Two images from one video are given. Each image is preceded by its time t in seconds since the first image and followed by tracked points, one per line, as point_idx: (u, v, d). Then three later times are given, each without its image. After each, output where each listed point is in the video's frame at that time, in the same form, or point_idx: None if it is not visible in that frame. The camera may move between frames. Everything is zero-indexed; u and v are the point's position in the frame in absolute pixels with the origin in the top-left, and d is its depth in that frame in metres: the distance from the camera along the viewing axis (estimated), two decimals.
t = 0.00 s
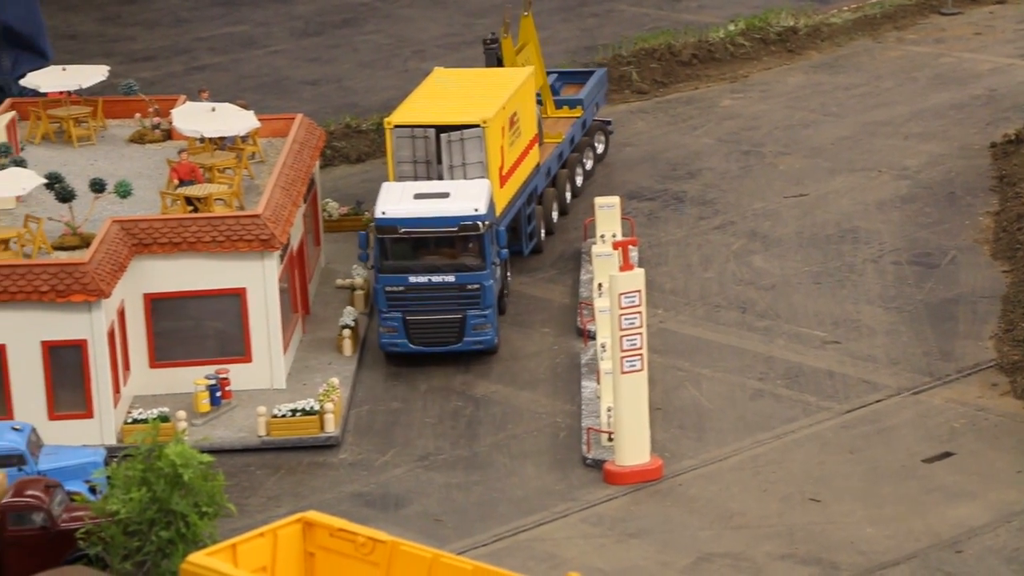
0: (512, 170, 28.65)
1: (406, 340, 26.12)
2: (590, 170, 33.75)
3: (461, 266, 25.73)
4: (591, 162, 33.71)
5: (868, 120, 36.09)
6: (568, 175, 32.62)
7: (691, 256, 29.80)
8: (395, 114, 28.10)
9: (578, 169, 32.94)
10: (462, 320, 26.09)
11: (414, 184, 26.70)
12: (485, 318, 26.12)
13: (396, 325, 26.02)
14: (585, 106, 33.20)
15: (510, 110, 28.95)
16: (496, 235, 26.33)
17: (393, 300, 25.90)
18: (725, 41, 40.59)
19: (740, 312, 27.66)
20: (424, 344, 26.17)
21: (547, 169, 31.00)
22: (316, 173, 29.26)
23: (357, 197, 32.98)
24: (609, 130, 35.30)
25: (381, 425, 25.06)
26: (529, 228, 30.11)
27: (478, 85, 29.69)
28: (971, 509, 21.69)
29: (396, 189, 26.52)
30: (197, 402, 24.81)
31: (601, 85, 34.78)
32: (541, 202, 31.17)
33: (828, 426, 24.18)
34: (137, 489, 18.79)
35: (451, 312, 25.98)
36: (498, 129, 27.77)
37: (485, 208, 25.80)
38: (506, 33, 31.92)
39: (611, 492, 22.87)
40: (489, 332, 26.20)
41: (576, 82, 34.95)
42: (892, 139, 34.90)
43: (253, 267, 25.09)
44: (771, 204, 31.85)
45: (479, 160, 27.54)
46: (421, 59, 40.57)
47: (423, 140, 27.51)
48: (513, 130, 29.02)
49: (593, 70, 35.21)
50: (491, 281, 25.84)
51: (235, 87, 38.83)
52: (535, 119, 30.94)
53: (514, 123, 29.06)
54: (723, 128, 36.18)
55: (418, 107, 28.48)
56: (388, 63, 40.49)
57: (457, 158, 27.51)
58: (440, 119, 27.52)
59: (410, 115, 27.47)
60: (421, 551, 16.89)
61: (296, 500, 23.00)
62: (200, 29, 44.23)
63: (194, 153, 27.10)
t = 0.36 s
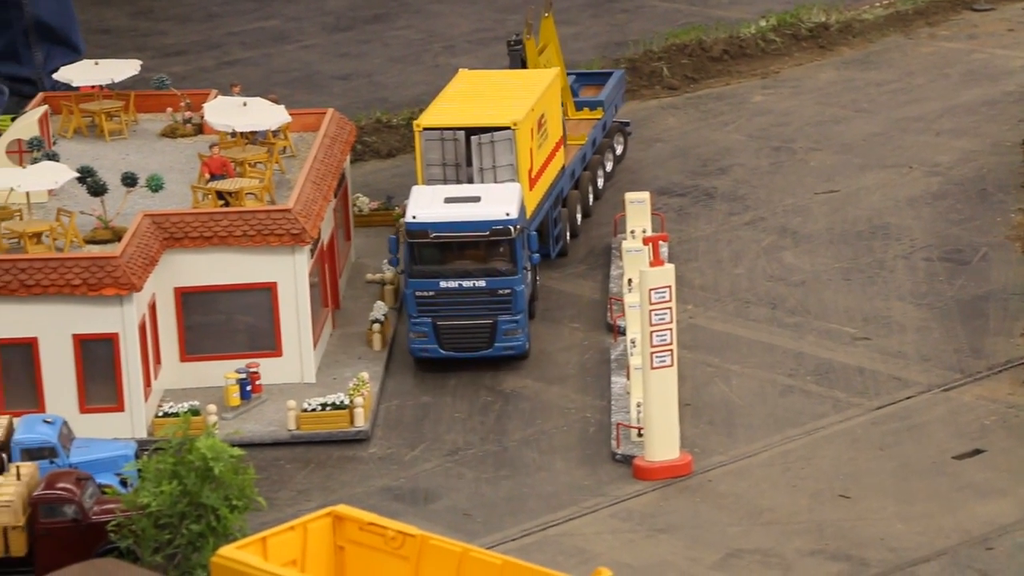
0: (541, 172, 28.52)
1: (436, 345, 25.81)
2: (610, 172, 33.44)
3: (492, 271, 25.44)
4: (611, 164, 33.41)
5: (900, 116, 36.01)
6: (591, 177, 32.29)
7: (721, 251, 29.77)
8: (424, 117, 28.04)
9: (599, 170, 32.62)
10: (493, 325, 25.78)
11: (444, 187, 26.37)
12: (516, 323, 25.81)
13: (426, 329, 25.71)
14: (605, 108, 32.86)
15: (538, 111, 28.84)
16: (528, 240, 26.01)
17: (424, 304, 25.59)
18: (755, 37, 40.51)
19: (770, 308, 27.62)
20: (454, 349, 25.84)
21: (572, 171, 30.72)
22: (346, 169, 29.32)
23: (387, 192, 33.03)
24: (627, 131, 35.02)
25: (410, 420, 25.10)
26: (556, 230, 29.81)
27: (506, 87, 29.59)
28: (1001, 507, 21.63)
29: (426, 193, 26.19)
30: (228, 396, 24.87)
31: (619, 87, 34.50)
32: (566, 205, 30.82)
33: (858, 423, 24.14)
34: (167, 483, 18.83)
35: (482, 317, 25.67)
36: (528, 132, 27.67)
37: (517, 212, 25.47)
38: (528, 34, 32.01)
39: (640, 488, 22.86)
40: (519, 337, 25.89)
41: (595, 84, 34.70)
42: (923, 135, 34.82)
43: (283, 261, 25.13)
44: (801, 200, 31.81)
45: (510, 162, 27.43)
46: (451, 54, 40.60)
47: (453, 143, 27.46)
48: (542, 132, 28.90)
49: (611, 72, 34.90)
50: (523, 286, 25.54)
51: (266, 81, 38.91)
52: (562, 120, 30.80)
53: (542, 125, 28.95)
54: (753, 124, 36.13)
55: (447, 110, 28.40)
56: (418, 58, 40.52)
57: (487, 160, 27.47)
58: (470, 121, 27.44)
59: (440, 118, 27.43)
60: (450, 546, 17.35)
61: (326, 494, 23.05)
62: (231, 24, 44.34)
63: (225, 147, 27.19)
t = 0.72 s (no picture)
0: (563, 172, 28.38)
1: (460, 349, 25.62)
2: (622, 172, 33.12)
3: (516, 274, 25.21)
4: (623, 164, 33.10)
5: (923, 109, 35.95)
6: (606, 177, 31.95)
7: (743, 245, 29.75)
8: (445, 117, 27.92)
9: (613, 170, 32.30)
10: (517, 329, 25.59)
11: (467, 189, 26.14)
12: (540, 327, 25.62)
13: (449, 333, 25.53)
14: (619, 107, 32.52)
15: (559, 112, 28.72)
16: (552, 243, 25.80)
17: (447, 308, 25.40)
18: (778, 29, 40.41)
19: (793, 302, 27.59)
20: (478, 353, 25.65)
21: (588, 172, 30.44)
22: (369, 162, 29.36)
23: (410, 185, 33.06)
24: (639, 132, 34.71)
25: (433, 413, 25.12)
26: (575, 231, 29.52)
27: (525, 87, 29.47)
28: None
29: (449, 195, 25.97)
30: (251, 388, 24.92)
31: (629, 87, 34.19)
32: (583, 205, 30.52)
33: (882, 416, 24.11)
34: (191, 475, 18.87)
35: (506, 321, 25.47)
36: (550, 133, 27.56)
37: (541, 214, 25.26)
38: (543, 33, 32.24)
39: (663, 480, 22.85)
40: (544, 341, 25.70)
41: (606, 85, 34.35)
42: (946, 128, 34.76)
43: (307, 254, 25.18)
44: (824, 193, 31.78)
45: (532, 163, 27.30)
46: (473, 47, 40.60)
47: (475, 144, 27.35)
48: (563, 132, 28.77)
49: (620, 71, 34.53)
50: (547, 290, 25.31)
51: (289, 74, 38.95)
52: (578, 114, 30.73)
53: (563, 125, 28.83)
54: (776, 116, 36.09)
55: (468, 110, 28.29)
56: (440, 51, 40.53)
57: (510, 161, 27.33)
58: (492, 122, 27.33)
59: (462, 118, 27.33)
60: (473, 537, 17.38)
61: (349, 487, 23.08)
62: (253, 17, 44.39)
63: (249, 140, 27.26)
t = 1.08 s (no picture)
0: (581, 166, 28.11)
1: (481, 347, 25.28)
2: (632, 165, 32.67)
3: (537, 270, 24.86)
4: (633, 157, 32.64)
5: (943, 94, 35.86)
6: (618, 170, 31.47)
7: (763, 231, 29.70)
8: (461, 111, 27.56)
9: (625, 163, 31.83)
10: (539, 325, 25.22)
11: (486, 183, 25.74)
12: (563, 323, 25.26)
13: (471, 330, 25.19)
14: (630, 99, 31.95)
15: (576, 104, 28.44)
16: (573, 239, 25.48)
17: (468, 304, 25.07)
18: (798, 14, 40.14)
19: (813, 287, 27.56)
20: (500, 350, 25.30)
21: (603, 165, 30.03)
22: (389, 148, 29.37)
23: (430, 172, 33.08)
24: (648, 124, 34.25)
25: (454, 400, 25.14)
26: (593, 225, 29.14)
27: (540, 79, 29.15)
28: None
29: (469, 189, 25.57)
30: (272, 374, 24.98)
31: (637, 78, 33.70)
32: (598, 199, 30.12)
33: (902, 401, 24.09)
34: (212, 462, 18.90)
35: (528, 318, 25.11)
36: (569, 127, 27.29)
37: (562, 210, 24.93)
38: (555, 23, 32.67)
39: (683, 466, 22.85)
40: (567, 337, 25.32)
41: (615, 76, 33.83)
42: (966, 113, 34.68)
43: (327, 242, 25.21)
44: (844, 178, 31.74)
45: (552, 157, 27.03)
46: (493, 34, 40.58)
47: (494, 138, 27.01)
48: (580, 125, 28.49)
49: (629, 62, 33.96)
50: (570, 286, 24.93)
51: (308, 62, 38.98)
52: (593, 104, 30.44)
53: (580, 118, 28.55)
54: (796, 102, 36.03)
55: (484, 104, 27.93)
56: (460, 38, 40.51)
57: (529, 155, 27.03)
58: (512, 116, 27.01)
59: (481, 113, 26.99)
60: (496, 525, 17.42)
61: (370, 473, 23.12)
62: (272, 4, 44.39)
63: (269, 127, 27.30)
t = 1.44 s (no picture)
0: (596, 166, 28.07)
1: (499, 351, 25.00)
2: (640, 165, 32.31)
3: (555, 273, 24.57)
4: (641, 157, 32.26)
5: (959, 87, 35.76)
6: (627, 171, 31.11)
7: (778, 224, 29.66)
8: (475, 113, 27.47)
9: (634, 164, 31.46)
10: (557, 329, 24.96)
11: (502, 186, 25.44)
12: (582, 327, 24.99)
13: (488, 335, 24.91)
14: (637, 99, 31.56)
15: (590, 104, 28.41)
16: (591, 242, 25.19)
17: (486, 309, 24.79)
18: (814, 6, 40.01)
19: (828, 280, 27.52)
20: (518, 355, 25.04)
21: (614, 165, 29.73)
22: (404, 143, 29.37)
23: (445, 166, 33.09)
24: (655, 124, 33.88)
25: (470, 393, 25.15)
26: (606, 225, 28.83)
27: (552, 79, 29.09)
28: None
29: (485, 193, 25.26)
30: (287, 368, 25.02)
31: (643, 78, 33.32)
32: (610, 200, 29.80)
33: (918, 394, 24.04)
34: (228, 455, 18.94)
35: (546, 321, 24.84)
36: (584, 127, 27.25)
37: (581, 212, 24.60)
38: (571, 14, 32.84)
39: (698, 460, 22.84)
40: (586, 341, 25.05)
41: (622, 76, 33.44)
42: (982, 105, 34.58)
43: (343, 236, 25.23)
44: (860, 171, 31.68)
45: (568, 158, 26.98)
46: (508, 27, 40.55)
47: (510, 140, 26.93)
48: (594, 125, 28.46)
49: (635, 61, 33.56)
50: (589, 289, 24.66)
51: (324, 55, 39.00)
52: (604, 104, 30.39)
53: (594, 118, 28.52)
54: (811, 95, 35.97)
55: (498, 105, 27.84)
56: (475, 31, 40.49)
57: (545, 156, 26.96)
58: (527, 117, 26.94)
59: (496, 115, 26.92)
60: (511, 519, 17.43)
61: (386, 467, 23.15)
62: None
63: (284, 121, 27.30)
